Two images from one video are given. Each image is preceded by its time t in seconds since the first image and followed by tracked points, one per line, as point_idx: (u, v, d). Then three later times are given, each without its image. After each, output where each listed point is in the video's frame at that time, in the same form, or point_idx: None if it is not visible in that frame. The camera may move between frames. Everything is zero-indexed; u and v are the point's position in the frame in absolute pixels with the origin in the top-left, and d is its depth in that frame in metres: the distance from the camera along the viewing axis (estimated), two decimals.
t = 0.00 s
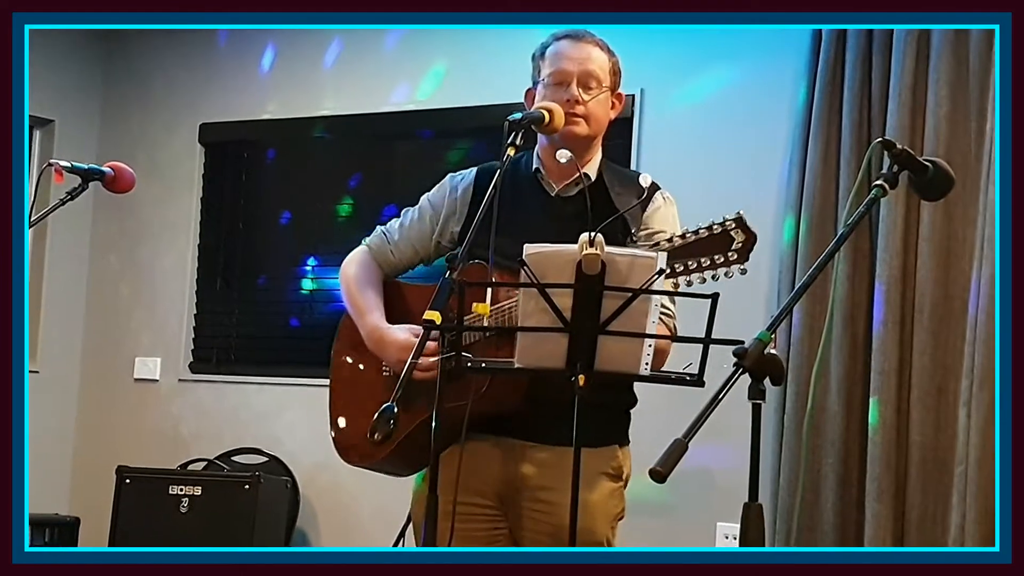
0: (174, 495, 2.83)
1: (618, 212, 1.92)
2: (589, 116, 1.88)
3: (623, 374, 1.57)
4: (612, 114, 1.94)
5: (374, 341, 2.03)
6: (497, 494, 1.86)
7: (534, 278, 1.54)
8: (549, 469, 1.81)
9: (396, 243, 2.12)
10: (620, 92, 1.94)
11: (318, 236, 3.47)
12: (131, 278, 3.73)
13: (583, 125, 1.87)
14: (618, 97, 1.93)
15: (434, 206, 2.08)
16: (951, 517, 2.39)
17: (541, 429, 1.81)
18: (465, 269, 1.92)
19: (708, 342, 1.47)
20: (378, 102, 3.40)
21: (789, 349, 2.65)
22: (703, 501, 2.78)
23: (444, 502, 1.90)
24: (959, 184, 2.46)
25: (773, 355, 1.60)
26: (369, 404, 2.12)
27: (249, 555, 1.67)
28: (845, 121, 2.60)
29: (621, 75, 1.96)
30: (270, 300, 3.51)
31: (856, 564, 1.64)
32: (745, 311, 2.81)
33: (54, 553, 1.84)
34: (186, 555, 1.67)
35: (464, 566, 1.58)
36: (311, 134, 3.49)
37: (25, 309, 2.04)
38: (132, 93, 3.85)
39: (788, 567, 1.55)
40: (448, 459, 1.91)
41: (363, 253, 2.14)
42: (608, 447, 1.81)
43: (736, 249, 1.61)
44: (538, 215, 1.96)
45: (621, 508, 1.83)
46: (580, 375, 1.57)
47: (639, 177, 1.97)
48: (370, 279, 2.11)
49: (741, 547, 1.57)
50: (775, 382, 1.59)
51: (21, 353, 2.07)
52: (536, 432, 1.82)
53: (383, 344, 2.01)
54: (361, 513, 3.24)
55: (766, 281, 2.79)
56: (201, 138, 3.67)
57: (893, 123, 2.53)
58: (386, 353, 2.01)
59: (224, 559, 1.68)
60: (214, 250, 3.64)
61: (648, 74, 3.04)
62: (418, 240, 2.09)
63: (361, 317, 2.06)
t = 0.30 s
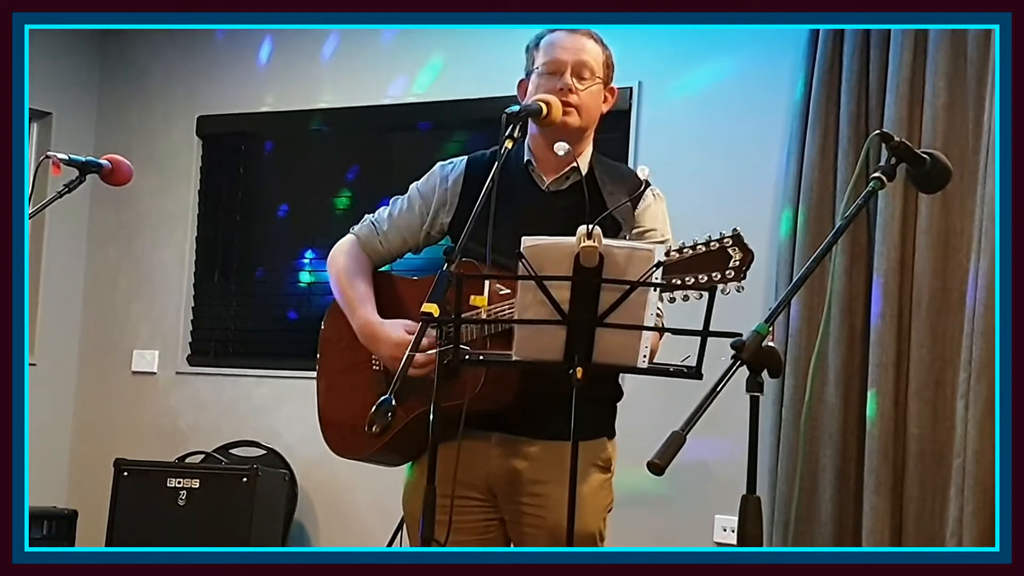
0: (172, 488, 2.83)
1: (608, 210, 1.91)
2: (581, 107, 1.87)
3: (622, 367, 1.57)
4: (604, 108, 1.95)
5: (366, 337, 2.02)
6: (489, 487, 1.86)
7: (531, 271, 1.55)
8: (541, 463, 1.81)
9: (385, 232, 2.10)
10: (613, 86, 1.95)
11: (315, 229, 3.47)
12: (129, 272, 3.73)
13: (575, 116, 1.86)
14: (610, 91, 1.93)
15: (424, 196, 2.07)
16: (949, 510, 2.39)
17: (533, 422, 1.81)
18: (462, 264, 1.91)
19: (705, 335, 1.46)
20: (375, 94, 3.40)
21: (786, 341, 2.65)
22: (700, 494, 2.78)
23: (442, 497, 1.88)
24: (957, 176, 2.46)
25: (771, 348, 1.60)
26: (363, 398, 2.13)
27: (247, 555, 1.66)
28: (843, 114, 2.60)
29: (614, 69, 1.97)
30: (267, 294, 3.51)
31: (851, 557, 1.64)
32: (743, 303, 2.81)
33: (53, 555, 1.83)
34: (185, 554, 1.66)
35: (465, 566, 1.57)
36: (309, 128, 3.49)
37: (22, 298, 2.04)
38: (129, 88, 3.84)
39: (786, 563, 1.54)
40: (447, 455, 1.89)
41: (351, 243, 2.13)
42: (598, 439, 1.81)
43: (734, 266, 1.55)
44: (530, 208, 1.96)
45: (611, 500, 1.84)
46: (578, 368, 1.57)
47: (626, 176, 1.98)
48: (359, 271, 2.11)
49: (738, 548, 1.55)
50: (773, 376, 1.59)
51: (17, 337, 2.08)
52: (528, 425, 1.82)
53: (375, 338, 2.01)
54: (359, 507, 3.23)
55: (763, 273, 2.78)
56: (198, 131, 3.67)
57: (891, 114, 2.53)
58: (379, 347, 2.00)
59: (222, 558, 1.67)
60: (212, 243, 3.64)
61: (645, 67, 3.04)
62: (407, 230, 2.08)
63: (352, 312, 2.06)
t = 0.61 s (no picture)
0: (172, 488, 2.83)
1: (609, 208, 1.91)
2: (580, 109, 1.88)
3: (623, 367, 1.57)
4: (602, 109, 1.95)
5: (364, 340, 2.05)
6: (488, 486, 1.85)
7: (532, 270, 1.55)
8: (538, 462, 1.81)
9: (384, 232, 2.10)
10: (612, 88, 1.95)
11: (316, 229, 3.48)
12: (129, 272, 3.72)
13: (574, 120, 1.87)
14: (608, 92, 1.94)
15: (423, 195, 2.07)
16: (950, 509, 2.39)
17: (532, 421, 1.82)
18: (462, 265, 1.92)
19: (706, 334, 1.46)
20: (374, 93, 3.41)
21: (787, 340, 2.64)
22: (700, 493, 2.78)
23: (443, 495, 1.88)
24: (957, 175, 2.46)
25: (771, 346, 1.60)
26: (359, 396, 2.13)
27: (248, 556, 1.66)
28: (843, 113, 2.61)
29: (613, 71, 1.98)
30: (267, 292, 3.51)
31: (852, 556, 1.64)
32: (744, 302, 2.81)
33: (53, 555, 1.83)
34: (186, 554, 1.66)
35: (464, 566, 1.57)
36: (309, 127, 3.50)
37: (21, 297, 2.04)
38: (129, 88, 3.84)
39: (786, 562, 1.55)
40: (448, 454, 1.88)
41: (350, 241, 2.13)
42: (597, 438, 1.81)
43: (735, 264, 1.57)
44: (530, 209, 1.96)
45: (610, 498, 1.84)
46: (578, 367, 1.56)
47: (625, 175, 1.98)
48: (357, 270, 2.12)
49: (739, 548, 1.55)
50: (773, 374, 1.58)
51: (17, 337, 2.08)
52: (527, 424, 1.82)
53: (372, 343, 2.03)
54: (360, 507, 3.24)
55: (763, 272, 2.78)
56: (197, 130, 3.68)
57: (892, 113, 2.53)
58: (376, 352, 2.03)
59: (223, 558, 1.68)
60: (212, 243, 3.65)
61: (645, 67, 3.05)
62: (406, 229, 2.08)
63: (351, 314, 2.08)
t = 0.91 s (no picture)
0: (173, 491, 2.83)
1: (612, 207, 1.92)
2: (580, 112, 1.88)
3: (622, 369, 1.57)
4: (603, 112, 1.95)
5: (369, 333, 2.04)
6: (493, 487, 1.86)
7: (531, 272, 1.55)
8: (544, 463, 1.81)
9: (388, 237, 2.10)
10: (613, 90, 1.95)
11: (316, 231, 3.48)
12: (130, 274, 3.73)
13: (573, 122, 1.88)
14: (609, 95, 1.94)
15: (426, 201, 2.07)
16: (950, 510, 2.39)
17: (537, 423, 1.82)
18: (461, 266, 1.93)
19: (705, 336, 1.46)
20: (374, 95, 3.41)
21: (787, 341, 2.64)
22: (701, 494, 2.78)
23: (443, 498, 1.89)
24: (957, 176, 2.46)
25: (770, 348, 1.60)
26: (360, 398, 2.13)
27: (248, 556, 1.66)
28: (842, 114, 2.60)
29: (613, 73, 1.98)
30: (267, 294, 3.52)
31: (852, 556, 1.64)
32: (745, 303, 2.80)
33: (53, 555, 1.83)
34: (186, 554, 1.66)
35: (465, 566, 1.57)
36: (309, 129, 3.50)
37: (21, 301, 2.04)
38: (129, 90, 3.84)
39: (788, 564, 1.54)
40: (449, 457, 1.89)
41: (354, 246, 2.13)
42: (603, 441, 1.81)
43: (736, 245, 1.58)
44: (533, 211, 1.96)
45: (615, 503, 1.84)
46: (577, 369, 1.57)
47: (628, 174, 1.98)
48: (362, 272, 2.12)
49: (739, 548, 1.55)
50: (773, 377, 1.58)
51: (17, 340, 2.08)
52: (532, 425, 1.82)
53: (377, 335, 2.02)
54: (360, 509, 3.24)
55: (763, 273, 2.78)
56: (198, 133, 3.68)
57: (891, 114, 2.53)
58: (381, 343, 2.02)
59: (224, 558, 1.68)
60: (212, 245, 3.65)
61: (644, 68, 3.04)
62: (409, 234, 2.08)
63: (354, 309, 2.08)
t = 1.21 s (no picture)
0: (173, 493, 2.83)
1: (619, 207, 1.91)
2: (579, 115, 1.88)
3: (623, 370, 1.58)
4: (608, 116, 1.94)
5: (377, 338, 2.01)
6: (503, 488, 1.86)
7: (532, 275, 1.54)
8: (555, 466, 1.80)
9: (397, 245, 2.11)
10: (616, 94, 1.95)
11: (316, 232, 3.48)
12: (129, 276, 3.73)
13: (572, 125, 1.88)
14: (613, 98, 1.93)
15: (435, 210, 2.07)
16: (951, 512, 2.39)
17: (547, 425, 1.82)
18: (465, 267, 1.96)
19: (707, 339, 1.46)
20: (374, 97, 3.41)
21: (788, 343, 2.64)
22: (702, 497, 2.78)
23: (444, 500, 1.90)
24: (957, 177, 2.46)
25: (771, 350, 1.60)
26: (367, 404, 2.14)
27: (248, 557, 1.66)
28: (842, 116, 2.60)
29: (618, 77, 1.97)
30: (267, 296, 3.52)
31: (854, 555, 1.64)
32: (747, 306, 2.80)
33: (54, 557, 1.83)
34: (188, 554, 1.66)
35: (466, 566, 1.57)
36: (309, 131, 3.50)
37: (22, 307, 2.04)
38: (128, 92, 3.84)
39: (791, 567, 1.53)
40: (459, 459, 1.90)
41: (365, 256, 2.14)
42: (614, 444, 1.81)
43: (735, 223, 1.62)
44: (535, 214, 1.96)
45: (626, 507, 1.84)
46: (578, 371, 1.57)
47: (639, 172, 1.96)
48: (370, 279, 2.11)
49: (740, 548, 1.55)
50: (773, 378, 1.59)
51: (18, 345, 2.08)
52: (542, 427, 1.82)
53: (385, 339, 1.99)
54: (361, 511, 3.24)
55: (764, 276, 2.79)
56: (198, 135, 3.68)
57: (891, 116, 2.53)
58: (388, 346, 1.99)
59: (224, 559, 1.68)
60: (212, 247, 3.65)
61: (645, 70, 3.04)
62: (418, 242, 2.09)
63: (362, 314, 2.06)
